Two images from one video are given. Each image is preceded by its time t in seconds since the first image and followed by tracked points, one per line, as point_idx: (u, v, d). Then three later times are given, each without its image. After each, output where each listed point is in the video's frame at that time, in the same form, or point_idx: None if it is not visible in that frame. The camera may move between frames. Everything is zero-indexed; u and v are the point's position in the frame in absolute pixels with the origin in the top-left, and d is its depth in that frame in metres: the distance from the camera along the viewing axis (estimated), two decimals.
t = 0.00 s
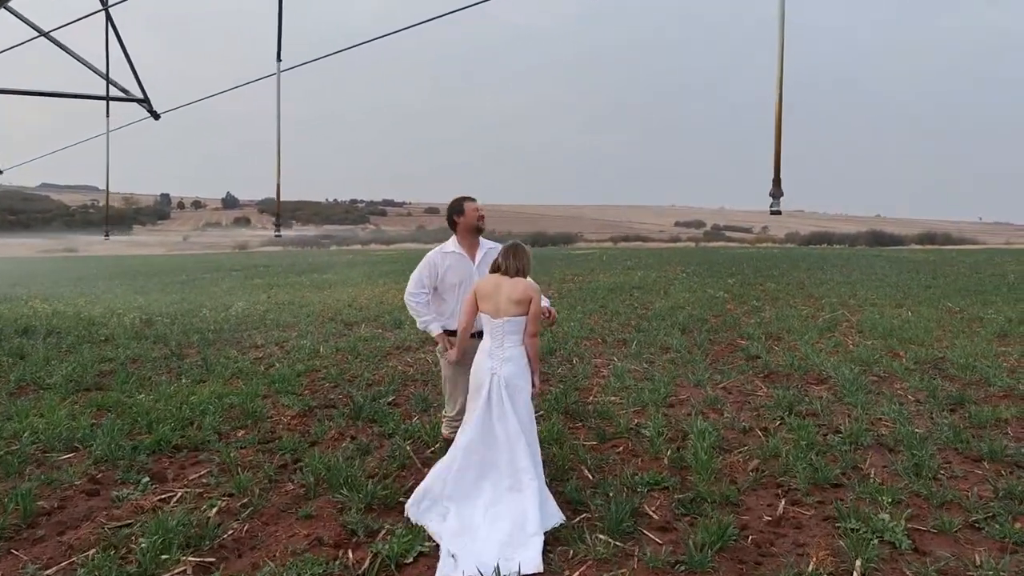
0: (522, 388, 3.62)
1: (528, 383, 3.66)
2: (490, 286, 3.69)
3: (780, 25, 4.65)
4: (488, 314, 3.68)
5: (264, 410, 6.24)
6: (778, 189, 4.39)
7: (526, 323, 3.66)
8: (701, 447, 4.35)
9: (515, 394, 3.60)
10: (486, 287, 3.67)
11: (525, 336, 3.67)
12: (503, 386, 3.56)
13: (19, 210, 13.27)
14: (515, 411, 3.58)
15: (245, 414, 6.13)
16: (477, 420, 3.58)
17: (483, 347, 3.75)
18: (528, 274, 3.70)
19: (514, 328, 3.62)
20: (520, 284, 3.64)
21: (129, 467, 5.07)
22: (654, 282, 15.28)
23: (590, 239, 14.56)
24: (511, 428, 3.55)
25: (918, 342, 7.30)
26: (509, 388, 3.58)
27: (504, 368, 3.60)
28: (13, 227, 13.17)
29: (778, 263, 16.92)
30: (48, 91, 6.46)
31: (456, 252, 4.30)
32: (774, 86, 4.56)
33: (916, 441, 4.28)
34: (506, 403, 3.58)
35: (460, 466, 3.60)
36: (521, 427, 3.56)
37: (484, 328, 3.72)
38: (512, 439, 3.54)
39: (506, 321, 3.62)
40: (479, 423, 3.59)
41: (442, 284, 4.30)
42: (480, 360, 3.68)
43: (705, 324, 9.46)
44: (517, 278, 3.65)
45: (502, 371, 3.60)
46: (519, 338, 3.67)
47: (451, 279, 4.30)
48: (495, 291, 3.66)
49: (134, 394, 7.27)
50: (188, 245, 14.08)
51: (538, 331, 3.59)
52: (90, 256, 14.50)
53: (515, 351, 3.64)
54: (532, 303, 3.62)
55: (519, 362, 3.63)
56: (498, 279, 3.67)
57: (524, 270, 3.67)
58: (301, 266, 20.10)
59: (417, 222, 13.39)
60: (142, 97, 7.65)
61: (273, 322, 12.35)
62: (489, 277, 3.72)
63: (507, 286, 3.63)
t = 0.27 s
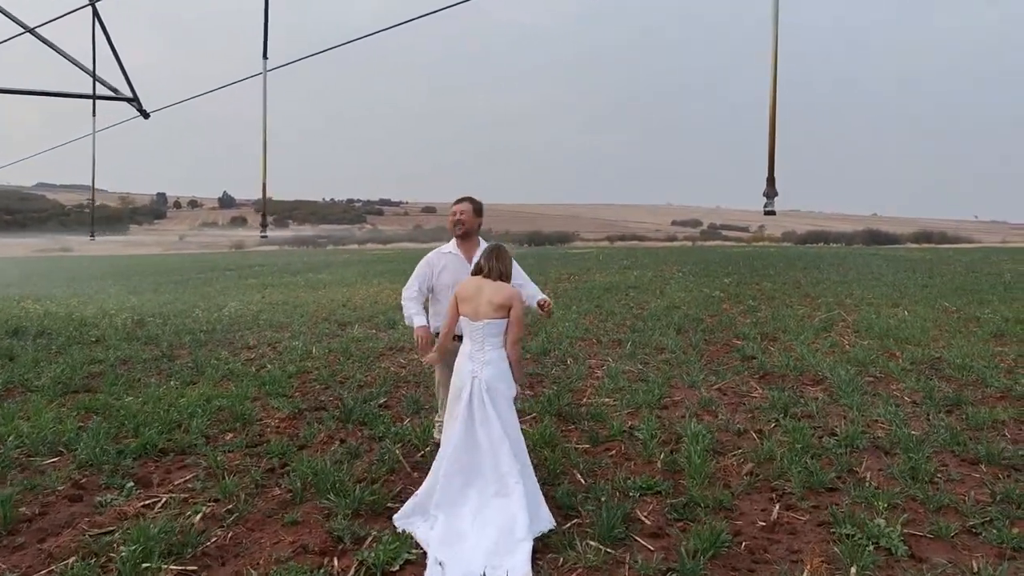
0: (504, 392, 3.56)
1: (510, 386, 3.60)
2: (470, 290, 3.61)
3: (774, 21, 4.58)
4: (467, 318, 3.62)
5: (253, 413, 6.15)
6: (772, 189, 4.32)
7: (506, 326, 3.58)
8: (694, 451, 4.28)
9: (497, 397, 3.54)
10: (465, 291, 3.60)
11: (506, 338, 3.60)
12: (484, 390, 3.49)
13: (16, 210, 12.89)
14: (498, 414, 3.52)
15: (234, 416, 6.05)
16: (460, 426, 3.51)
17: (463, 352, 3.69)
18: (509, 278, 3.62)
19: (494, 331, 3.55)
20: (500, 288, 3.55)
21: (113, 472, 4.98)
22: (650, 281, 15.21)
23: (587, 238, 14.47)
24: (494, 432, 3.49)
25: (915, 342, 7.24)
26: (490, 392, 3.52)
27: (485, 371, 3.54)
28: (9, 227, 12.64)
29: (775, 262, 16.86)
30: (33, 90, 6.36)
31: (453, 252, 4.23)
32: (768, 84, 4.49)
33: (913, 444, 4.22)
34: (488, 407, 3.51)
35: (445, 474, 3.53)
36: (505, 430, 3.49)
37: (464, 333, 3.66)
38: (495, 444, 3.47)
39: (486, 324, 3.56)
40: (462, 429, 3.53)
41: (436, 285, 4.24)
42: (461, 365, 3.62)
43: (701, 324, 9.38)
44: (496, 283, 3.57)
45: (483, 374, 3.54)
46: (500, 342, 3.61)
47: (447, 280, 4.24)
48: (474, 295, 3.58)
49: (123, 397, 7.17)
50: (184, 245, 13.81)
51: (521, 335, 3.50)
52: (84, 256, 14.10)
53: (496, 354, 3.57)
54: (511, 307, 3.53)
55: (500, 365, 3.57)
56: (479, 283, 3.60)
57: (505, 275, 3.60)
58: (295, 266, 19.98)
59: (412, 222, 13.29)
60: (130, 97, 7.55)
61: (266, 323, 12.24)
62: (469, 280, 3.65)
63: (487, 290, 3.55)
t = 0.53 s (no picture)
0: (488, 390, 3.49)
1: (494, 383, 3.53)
2: (452, 289, 3.56)
3: (767, 19, 4.54)
4: (449, 318, 3.57)
5: (245, 414, 6.10)
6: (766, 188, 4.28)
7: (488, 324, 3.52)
8: (689, 452, 4.23)
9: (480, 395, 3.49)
10: (446, 291, 3.54)
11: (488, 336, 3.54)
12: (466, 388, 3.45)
13: (12, 210, 12.98)
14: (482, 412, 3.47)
15: (225, 418, 5.99)
16: (443, 426, 3.46)
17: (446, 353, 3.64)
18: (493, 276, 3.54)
19: (474, 329, 3.49)
20: (481, 286, 3.49)
21: (102, 474, 4.92)
22: (647, 281, 15.17)
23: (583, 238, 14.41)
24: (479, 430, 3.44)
25: (912, 342, 7.20)
26: (473, 390, 3.47)
27: (467, 370, 3.49)
28: (6, 227, 12.81)
29: (772, 261, 16.83)
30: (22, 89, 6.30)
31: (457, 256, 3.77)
32: (762, 83, 4.45)
33: (910, 445, 4.17)
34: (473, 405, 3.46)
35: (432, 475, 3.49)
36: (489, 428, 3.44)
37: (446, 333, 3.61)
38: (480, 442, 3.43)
39: (466, 324, 3.50)
40: (447, 429, 3.48)
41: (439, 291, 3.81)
42: (444, 365, 3.57)
43: (697, 324, 9.33)
44: (478, 281, 3.50)
45: (465, 373, 3.48)
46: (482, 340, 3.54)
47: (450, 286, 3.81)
48: (456, 294, 3.53)
49: (113, 398, 7.11)
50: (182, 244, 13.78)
51: (498, 331, 3.38)
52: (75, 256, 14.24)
53: (478, 352, 3.50)
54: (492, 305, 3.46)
55: (483, 362, 3.50)
56: (461, 282, 3.54)
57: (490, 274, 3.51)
58: (292, 265, 19.90)
59: (407, 222, 13.24)
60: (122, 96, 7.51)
61: (261, 323, 12.18)
62: (451, 279, 3.59)
63: (468, 289, 3.49)
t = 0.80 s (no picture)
0: (487, 387, 3.48)
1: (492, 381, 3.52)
2: (446, 288, 3.55)
3: (763, 18, 4.52)
4: (444, 318, 3.55)
5: (240, 415, 6.06)
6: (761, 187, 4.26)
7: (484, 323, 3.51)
8: (686, 453, 4.20)
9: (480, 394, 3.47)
10: (441, 291, 3.54)
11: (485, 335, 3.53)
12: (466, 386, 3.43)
13: (9, 209, 12.88)
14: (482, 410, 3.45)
15: (220, 419, 5.95)
16: (442, 425, 3.42)
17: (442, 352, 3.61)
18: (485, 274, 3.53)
19: (471, 328, 3.48)
20: (474, 285, 3.48)
21: (95, 475, 4.88)
22: (645, 280, 15.14)
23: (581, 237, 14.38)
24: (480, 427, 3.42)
25: (909, 342, 7.18)
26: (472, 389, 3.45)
27: (466, 369, 3.47)
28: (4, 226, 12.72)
29: (770, 260, 16.82)
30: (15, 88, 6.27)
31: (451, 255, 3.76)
32: (758, 81, 4.43)
33: (907, 445, 4.15)
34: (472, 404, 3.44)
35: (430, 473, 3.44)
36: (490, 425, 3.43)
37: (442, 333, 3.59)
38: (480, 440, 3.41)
39: (462, 323, 3.49)
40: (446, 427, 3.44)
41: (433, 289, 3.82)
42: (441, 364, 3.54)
43: (695, 324, 9.31)
44: (471, 279, 3.50)
45: (465, 371, 3.46)
46: (479, 340, 3.53)
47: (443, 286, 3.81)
48: (450, 294, 3.52)
49: (108, 399, 7.07)
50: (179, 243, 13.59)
51: (490, 319, 3.39)
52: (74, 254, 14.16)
53: (475, 351, 3.49)
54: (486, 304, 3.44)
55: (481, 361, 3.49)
56: (454, 282, 3.53)
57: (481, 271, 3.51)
58: (289, 265, 19.84)
59: (405, 221, 13.20)
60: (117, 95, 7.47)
61: (258, 323, 12.13)
62: (445, 279, 3.59)
63: (462, 289, 3.48)
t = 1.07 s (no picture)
0: (494, 394, 3.50)
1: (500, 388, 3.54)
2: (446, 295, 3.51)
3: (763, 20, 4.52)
4: (449, 325, 3.53)
5: (239, 417, 6.06)
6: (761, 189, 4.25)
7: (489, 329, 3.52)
8: (686, 456, 4.19)
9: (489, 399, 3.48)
10: (442, 298, 3.50)
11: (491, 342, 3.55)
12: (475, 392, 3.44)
13: (9, 209, 12.83)
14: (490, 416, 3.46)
15: (219, 421, 5.94)
16: (451, 430, 3.42)
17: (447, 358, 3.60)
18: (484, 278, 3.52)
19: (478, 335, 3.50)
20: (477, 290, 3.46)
21: (93, 478, 4.87)
22: (645, 281, 15.13)
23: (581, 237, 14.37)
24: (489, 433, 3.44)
25: (909, 343, 7.18)
26: (481, 395, 3.46)
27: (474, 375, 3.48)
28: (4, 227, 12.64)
29: (769, 260, 16.82)
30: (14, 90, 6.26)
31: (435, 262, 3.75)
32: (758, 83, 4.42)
33: (908, 448, 4.14)
34: (480, 411, 3.45)
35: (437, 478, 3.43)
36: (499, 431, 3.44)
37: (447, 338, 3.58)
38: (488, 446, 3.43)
39: (469, 330, 3.50)
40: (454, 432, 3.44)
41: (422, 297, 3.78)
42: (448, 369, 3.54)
43: (694, 325, 9.30)
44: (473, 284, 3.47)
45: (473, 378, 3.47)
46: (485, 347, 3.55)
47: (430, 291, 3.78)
48: (452, 301, 3.49)
49: (107, 401, 7.05)
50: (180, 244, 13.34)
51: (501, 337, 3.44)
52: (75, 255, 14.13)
53: (482, 358, 3.52)
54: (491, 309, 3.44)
55: (489, 368, 3.51)
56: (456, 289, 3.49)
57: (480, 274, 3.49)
58: (289, 266, 19.81)
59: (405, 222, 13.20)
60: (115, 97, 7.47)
61: (257, 324, 12.12)
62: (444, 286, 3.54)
63: (465, 295, 3.46)
